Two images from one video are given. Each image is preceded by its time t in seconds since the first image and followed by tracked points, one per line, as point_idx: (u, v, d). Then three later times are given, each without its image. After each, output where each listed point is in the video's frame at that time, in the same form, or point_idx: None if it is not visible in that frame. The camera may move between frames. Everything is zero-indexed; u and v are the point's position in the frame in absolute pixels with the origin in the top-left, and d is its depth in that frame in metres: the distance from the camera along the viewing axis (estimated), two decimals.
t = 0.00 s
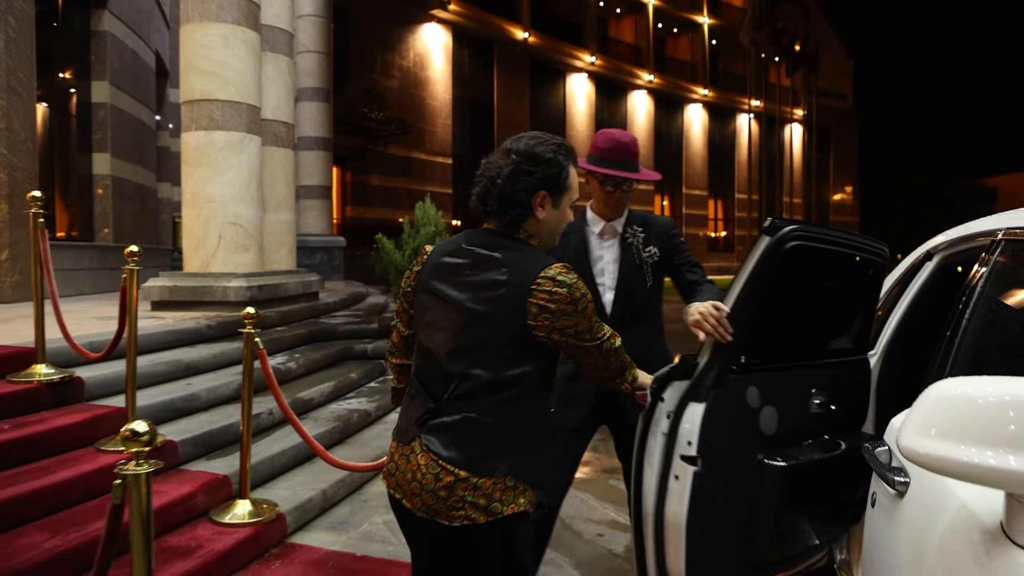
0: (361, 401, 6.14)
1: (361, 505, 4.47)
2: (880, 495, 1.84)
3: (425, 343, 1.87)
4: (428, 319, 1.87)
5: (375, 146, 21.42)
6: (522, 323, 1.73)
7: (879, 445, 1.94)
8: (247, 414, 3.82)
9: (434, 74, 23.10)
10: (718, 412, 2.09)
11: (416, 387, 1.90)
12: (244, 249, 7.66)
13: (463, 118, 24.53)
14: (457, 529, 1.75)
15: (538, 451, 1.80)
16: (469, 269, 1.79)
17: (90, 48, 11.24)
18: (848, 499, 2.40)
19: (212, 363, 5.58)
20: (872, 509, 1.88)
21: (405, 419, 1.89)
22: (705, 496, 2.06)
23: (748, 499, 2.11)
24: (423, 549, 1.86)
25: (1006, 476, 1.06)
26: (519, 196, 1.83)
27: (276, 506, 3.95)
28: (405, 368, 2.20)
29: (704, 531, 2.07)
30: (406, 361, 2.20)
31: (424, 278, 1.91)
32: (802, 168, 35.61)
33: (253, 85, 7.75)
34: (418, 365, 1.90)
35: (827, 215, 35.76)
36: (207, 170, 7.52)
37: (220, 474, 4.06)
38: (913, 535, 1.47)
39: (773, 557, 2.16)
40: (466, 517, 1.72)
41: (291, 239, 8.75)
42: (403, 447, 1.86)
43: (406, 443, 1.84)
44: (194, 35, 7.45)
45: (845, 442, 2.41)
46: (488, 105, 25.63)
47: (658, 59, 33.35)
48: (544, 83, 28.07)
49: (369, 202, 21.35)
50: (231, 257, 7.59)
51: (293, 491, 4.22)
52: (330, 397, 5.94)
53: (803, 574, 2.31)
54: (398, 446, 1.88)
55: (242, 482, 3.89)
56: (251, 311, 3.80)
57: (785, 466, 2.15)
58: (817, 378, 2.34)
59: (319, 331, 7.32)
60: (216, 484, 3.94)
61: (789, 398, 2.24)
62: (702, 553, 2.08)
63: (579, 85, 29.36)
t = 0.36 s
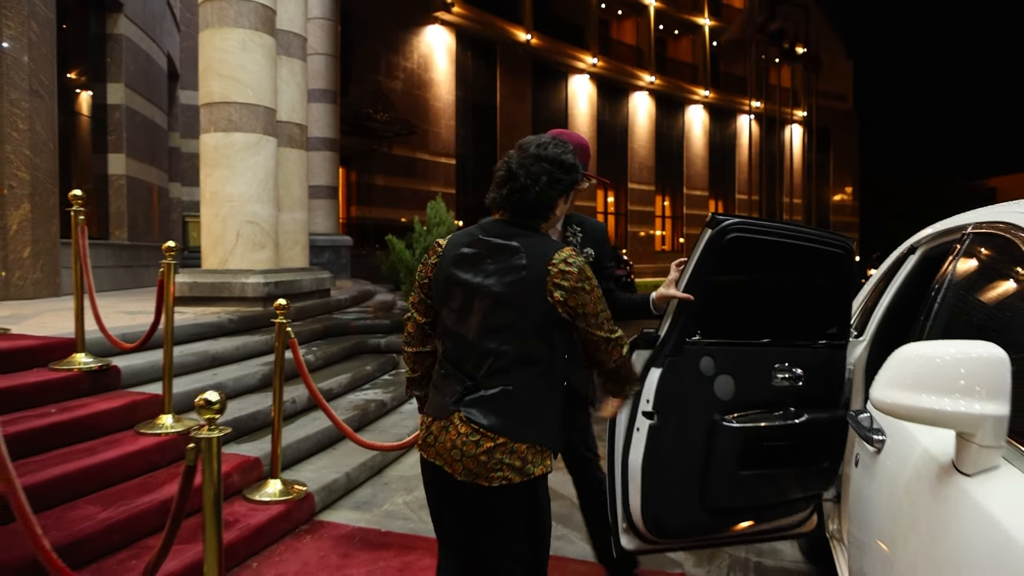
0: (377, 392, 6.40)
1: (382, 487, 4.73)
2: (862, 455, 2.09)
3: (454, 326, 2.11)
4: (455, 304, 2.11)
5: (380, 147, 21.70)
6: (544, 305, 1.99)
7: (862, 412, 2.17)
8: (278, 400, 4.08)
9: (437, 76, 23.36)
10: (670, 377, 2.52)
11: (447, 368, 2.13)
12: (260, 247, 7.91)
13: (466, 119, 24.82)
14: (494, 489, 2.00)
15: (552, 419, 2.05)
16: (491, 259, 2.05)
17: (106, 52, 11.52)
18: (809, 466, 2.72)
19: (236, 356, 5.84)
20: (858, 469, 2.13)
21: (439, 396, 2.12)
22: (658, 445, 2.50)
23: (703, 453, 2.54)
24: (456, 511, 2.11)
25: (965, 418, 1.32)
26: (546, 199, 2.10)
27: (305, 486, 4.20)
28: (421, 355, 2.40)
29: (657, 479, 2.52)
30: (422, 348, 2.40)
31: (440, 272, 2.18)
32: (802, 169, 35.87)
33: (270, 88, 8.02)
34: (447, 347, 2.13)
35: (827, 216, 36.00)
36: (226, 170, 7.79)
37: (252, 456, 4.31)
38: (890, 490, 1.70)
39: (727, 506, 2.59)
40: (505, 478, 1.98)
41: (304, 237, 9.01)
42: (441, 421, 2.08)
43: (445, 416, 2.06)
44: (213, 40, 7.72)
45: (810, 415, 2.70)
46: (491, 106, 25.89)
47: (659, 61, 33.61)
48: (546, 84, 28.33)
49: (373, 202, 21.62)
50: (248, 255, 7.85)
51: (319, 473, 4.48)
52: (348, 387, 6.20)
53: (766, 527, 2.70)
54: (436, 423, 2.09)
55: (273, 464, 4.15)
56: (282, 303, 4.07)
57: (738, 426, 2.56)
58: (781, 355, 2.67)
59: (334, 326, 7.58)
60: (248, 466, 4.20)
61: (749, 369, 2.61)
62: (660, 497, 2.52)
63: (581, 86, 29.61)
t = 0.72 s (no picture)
0: (385, 382, 6.68)
1: (393, 468, 5.01)
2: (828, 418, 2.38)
3: (416, 309, 2.39)
4: (415, 291, 2.38)
5: (384, 148, 22.01)
6: (472, 281, 2.18)
7: (829, 380, 2.46)
8: (298, 383, 4.36)
9: (440, 78, 23.66)
10: (637, 347, 2.96)
11: (418, 347, 2.41)
12: (271, 244, 8.19)
13: (468, 121, 25.13)
14: (456, 446, 2.27)
15: (509, 387, 2.26)
16: (429, 247, 2.30)
17: (119, 55, 11.81)
18: (770, 434, 3.06)
19: (252, 346, 6.11)
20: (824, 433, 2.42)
21: (415, 370, 2.41)
22: (623, 407, 2.97)
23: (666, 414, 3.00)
24: (427, 472, 2.40)
25: (900, 367, 1.62)
26: (478, 184, 2.30)
27: (323, 465, 4.48)
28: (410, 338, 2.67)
29: (623, 434, 2.98)
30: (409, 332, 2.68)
31: (405, 273, 2.47)
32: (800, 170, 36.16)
33: (281, 90, 8.30)
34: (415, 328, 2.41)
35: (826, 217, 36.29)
36: (239, 170, 8.09)
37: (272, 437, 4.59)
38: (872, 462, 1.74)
39: (690, 463, 3.03)
40: (464, 435, 2.24)
41: (312, 235, 9.30)
42: (414, 391, 2.36)
43: (414, 387, 2.36)
44: (228, 44, 8.00)
45: (771, 387, 3.04)
46: (493, 108, 26.16)
47: (659, 63, 33.90)
48: (547, 86, 28.62)
49: (377, 203, 21.92)
50: (261, 251, 8.14)
51: (335, 454, 4.76)
52: (358, 377, 6.47)
53: (731, 487, 3.06)
54: (412, 393, 2.38)
55: (293, 444, 4.44)
56: (303, 293, 4.37)
57: (699, 393, 2.98)
58: (746, 333, 3.03)
59: (344, 320, 7.86)
60: (270, 445, 4.48)
61: (711, 344, 3.01)
62: (626, 451, 3.00)
63: (581, 88, 29.90)
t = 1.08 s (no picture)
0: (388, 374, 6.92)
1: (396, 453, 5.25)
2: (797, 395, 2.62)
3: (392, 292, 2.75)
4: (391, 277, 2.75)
5: (385, 148, 22.24)
6: (414, 272, 2.52)
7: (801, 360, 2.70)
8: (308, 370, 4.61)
9: (440, 78, 23.91)
10: (619, 334, 3.36)
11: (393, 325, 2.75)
12: (278, 241, 8.42)
13: (469, 121, 25.38)
14: (419, 413, 2.56)
15: (450, 364, 2.52)
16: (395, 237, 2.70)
17: (127, 57, 12.07)
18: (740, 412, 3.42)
19: (260, 338, 6.34)
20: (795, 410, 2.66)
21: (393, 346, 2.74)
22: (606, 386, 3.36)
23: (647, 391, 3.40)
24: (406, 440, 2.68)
25: (836, 338, 1.88)
26: (429, 179, 2.70)
27: (331, 449, 4.72)
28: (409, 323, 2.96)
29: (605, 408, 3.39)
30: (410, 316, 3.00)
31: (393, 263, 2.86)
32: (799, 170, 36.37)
33: (287, 92, 8.54)
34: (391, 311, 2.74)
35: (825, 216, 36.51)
36: (247, 169, 8.32)
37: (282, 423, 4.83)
38: (848, 437, 1.73)
39: (667, 437, 3.41)
40: (427, 402, 2.52)
41: (317, 233, 9.54)
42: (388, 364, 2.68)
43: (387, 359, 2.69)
44: (236, 47, 8.25)
45: (743, 369, 3.42)
46: (494, 108, 26.38)
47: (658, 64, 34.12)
48: (547, 87, 28.86)
49: (378, 202, 22.16)
50: (268, 249, 8.37)
51: (343, 440, 5.00)
52: (362, 368, 6.71)
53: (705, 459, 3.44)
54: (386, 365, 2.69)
55: (303, 428, 4.68)
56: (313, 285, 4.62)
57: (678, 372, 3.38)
58: (721, 320, 3.40)
59: (348, 315, 8.10)
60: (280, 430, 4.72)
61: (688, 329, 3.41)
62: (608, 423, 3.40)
63: (581, 89, 30.14)
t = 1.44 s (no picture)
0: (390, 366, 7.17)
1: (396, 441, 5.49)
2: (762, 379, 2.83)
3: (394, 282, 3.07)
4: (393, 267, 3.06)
5: (388, 148, 22.49)
6: (406, 261, 2.86)
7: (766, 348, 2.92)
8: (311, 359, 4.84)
9: (442, 79, 24.15)
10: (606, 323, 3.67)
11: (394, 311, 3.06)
12: (282, 239, 8.65)
13: (471, 122, 25.61)
14: (410, 389, 2.88)
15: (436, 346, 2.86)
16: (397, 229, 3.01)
17: (134, 59, 12.35)
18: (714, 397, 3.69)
19: (267, 332, 6.59)
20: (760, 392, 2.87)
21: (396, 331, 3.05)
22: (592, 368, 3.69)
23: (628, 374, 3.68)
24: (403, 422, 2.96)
25: (779, 317, 2.10)
26: (424, 177, 2.97)
27: (333, 436, 4.95)
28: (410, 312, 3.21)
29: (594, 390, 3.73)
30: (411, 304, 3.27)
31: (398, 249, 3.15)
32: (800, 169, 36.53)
33: (291, 94, 8.77)
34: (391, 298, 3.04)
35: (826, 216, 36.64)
36: (252, 169, 8.56)
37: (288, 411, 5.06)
38: (813, 408, 1.77)
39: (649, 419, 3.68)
40: (415, 379, 2.85)
41: (321, 232, 9.79)
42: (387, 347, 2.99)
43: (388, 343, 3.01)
44: (241, 51, 8.49)
45: (717, 355, 3.68)
46: (495, 109, 26.59)
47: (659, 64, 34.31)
48: (548, 87, 29.07)
49: (381, 202, 22.40)
50: (272, 246, 8.59)
51: (345, 428, 5.23)
52: (364, 361, 6.95)
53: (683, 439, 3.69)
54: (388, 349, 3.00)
55: (307, 415, 4.91)
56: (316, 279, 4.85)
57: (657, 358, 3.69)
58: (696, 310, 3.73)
59: (351, 310, 8.34)
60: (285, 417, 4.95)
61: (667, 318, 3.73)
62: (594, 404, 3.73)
63: (582, 89, 30.35)
